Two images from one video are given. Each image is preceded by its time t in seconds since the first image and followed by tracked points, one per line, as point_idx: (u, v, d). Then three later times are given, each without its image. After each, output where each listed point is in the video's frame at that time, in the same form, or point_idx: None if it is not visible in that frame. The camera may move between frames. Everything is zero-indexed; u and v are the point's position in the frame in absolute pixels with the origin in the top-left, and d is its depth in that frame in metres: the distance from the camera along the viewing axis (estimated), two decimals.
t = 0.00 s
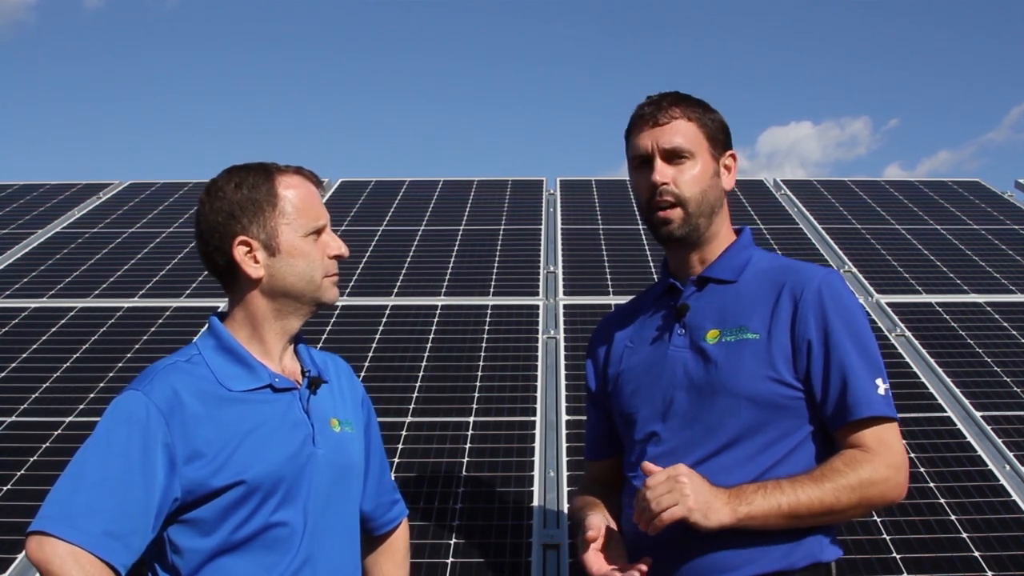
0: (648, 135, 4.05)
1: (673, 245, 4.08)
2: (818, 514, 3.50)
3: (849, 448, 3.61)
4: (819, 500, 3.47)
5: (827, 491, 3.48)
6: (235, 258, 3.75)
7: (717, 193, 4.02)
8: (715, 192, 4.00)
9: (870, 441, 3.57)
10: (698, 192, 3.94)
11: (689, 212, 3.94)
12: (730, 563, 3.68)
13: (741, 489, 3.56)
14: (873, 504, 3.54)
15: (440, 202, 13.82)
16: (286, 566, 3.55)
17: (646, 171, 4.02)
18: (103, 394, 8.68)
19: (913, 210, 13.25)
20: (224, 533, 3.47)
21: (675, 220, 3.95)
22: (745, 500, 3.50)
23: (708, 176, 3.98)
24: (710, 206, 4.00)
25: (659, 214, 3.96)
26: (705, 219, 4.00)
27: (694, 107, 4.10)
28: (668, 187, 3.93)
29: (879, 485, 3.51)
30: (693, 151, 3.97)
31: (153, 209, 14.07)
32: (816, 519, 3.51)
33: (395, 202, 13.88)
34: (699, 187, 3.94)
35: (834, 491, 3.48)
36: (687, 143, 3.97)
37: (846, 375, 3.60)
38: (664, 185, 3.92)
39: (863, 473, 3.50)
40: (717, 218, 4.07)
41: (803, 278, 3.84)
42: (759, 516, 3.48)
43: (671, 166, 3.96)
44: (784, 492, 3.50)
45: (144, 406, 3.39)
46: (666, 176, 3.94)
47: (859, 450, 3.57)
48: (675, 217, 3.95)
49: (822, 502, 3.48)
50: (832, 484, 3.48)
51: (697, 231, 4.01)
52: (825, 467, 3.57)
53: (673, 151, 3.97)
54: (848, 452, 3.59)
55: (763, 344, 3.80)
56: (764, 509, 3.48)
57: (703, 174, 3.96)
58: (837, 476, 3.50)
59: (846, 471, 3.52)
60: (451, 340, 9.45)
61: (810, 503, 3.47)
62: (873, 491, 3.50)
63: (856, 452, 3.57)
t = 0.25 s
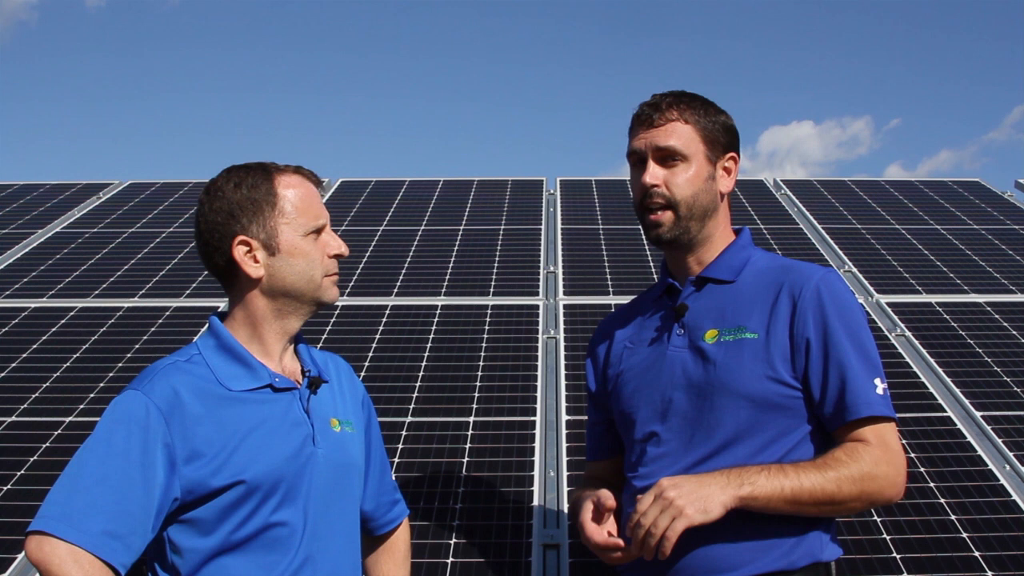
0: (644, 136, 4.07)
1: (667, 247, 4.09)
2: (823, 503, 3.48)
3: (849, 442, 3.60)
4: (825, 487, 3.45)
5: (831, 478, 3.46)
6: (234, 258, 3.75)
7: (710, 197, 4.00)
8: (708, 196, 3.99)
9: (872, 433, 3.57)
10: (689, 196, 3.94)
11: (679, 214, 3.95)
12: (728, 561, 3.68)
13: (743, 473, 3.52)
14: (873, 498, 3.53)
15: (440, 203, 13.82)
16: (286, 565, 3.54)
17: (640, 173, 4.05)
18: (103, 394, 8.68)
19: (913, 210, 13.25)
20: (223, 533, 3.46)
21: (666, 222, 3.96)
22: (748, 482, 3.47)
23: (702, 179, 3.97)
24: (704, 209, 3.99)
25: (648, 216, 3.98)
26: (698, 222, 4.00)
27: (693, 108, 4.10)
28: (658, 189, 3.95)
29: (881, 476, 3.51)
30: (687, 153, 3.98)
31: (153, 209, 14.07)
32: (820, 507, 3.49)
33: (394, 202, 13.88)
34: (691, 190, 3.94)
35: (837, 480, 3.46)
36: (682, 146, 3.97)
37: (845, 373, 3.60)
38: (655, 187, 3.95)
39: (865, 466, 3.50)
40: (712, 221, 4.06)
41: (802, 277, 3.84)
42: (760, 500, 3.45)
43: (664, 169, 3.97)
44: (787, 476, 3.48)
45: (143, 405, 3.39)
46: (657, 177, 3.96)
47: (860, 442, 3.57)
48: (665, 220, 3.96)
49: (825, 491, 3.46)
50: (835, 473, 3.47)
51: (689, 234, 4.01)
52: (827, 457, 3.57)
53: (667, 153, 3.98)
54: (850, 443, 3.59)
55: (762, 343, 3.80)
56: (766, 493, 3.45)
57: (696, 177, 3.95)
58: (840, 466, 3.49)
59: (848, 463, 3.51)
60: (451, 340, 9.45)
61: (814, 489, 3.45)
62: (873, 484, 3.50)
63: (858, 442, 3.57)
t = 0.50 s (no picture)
0: (658, 134, 4.04)
1: (676, 247, 4.08)
2: (828, 503, 3.43)
3: (852, 442, 3.58)
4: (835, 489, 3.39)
5: (843, 481, 3.39)
6: (233, 258, 3.75)
7: (721, 196, 4.03)
8: (720, 196, 4.01)
9: (875, 434, 3.56)
10: (704, 195, 3.95)
11: (695, 214, 3.95)
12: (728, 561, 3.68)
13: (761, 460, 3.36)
14: (874, 500, 3.51)
15: (440, 202, 13.82)
16: (285, 565, 3.54)
17: (654, 171, 4.02)
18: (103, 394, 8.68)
19: (913, 210, 13.25)
20: (223, 533, 3.46)
21: (682, 221, 3.95)
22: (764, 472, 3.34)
23: (716, 179, 3.99)
24: (716, 209, 4.01)
25: (664, 214, 3.96)
26: (710, 222, 4.01)
27: (701, 108, 4.11)
28: (675, 188, 3.93)
29: (886, 480, 3.48)
30: (702, 153, 3.99)
31: (153, 209, 14.07)
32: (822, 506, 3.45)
33: (394, 202, 13.89)
34: (706, 190, 3.95)
35: (848, 483, 3.40)
36: (696, 146, 3.98)
37: (844, 374, 3.59)
38: (672, 186, 3.93)
39: (874, 469, 3.44)
40: (721, 220, 4.08)
41: (803, 277, 3.84)
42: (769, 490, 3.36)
43: (679, 167, 3.97)
44: (800, 472, 3.39)
45: (142, 406, 3.39)
46: (674, 176, 3.94)
47: (866, 443, 3.53)
48: (680, 218, 3.95)
49: (834, 492, 3.39)
50: (847, 476, 3.40)
51: (701, 233, 4.02)
52: (836, 454, 3.51)
53: (682, 152, 3.97)
54: (857, 442, 3.55)
55: (762, 343, 3.80)
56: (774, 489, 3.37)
57: (709, 177, 3.97)
58: (851, 468, 3.43)
59: (859, 465, 3.45)
60: (451, 340, 9.45)
61: (824, 490, 3.38)
62: (877, 488, 3.46)
63: (865, 444, 3.53)
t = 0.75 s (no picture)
0: (658, 134, 4.05)
1: (676, 246, 4.09)
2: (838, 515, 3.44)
3: (856, 448, 3.58)
4: (849, 505, 3.40)
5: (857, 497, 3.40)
6: (232, 258, 3.75)
7: (721, 197, 4.03)
8: (719, 196, 4.01)
9: (881, 440, 3.56)
10: (702, 196, 3.95)
11: (693, 214, 3.96)
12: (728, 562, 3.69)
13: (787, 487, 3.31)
14: (881, 505, 3.53)
15: (440, 203, 13.82)
16: (286, 565, 3.54)
17: (653, 170, 4.03)
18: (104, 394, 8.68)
19: (913, 210, 13.25)
20: (224, 533, 3.46)
21: (679, 221, 3.96)
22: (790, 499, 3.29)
23: (715, 179, 3.99)
24: (715, 209, 4.01)
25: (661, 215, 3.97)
26: (709, 222, 4.01)
27: (703, 106, 4.11)
28: (672, 188, 3.94)
29: (891, 489, 3.50)
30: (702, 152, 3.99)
31: (153, 209, 14.07)
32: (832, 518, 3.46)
33: (394, 202, 13.89)
34: (704, 190, 3.96)
35: (859, 497, 3.40)
36: (695, 146, 3.98)
37: (845, 375, 3.60)
38: (670, 187, 3.94)
39: (883, 479, 3.45)
40: (721, 220, 4.08)
41: (804, 278, 3.84)
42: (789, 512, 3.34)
43: (678, 167, 3.97)
44: (818, 492, 3.37)
45: (143, 406, 3.39)
46: (672, 176, 3.95)
47: (870, 449, 3.54)
48: (677, 219, 3.96)
49: (846, 507, 3.40)
50: (858, 491, 3.40)
51: (700, 234, 4.02)
52: (846, 464, 3.49)
53: (682, 152, 3.98)
54: (864, 449, 3.55)
55: (762, 345, 3.80)
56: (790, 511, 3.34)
57: (708, 177, 3.97)
58: (862, 481, 3.42)
59: (869, 475, 3.44)
60: (451, 340, 9.45)
61: (837, 508, 3.38)
62: (885, 494, 3.48)
63: (871, 451, 3.53)
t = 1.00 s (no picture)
0: (653, 135, 4.06)
1: (675, 247, 4.10)
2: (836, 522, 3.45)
3: (856, 452, 3.58)
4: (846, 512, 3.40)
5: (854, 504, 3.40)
6: (233, 257, 3.75)
7: (719, 197, 4.02)
8: (717, 197, 4.00)
9: (880, 445, 3.57)
10: (698, 197, 3.95)
11: (690, 216, 3.96)
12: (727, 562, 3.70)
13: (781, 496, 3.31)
14: (882, 508, 3.54)
15: (440, 203, 13.82)
16: (287, 565, 3.55)
17: (649, 173, 4.04)
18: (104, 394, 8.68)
19: (913, 210, 13.26)
20: (225, 533, 3.47)
21: (676, 224, 3.97)
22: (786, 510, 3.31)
23: (711, 180, 3.98)
24: (713, 210, 4.01)
25: (658, 217, 3.99)
26: (707, 223, 4.01)
27: (699, 106, 4.09)
28: (668, 191, 3.95)
29: (889, 493, 3.50)
30: (697, 154, 3.98)
31: (153, 209, 14.07)
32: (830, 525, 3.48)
33: (395, 202, 13.89)
34: (700, 192, 3.95)
35: (858, 502, 3.41)
36: (691, 147, 3.97)
37: (845, 377, 3.60)
38: (665, 189, 3.95)
39: (883, 483, 3.46)
40: (720, 220, 4.08)
41: (805, 279, 3.84)
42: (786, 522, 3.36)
43: (674, 169, 3.98)
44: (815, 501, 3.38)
45: (144, 406, 3.39)
46: (668, 179, 3.96)
47: (870, 454, 3.54)
48: (674, 220, 3.97)
49: (845, 513, 3.41)
50: (857, 496, 3.41)
51: (698, 235, 4.03)
52: (844, 471, 3.49)
53: (677, 154, 3.98)
54: (863, 455, 3.54)
55: (762, 346, 3.80)
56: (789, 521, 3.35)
57: (705, 178, 3.97)
58: (861, 486, 3.43)
59: (868, 480, 3.45)
60: (451, 340, 9.45)
61: (834, 516, 3.40)
62: (885, 498, 3.49)
63: (870, 456, 3.53)
